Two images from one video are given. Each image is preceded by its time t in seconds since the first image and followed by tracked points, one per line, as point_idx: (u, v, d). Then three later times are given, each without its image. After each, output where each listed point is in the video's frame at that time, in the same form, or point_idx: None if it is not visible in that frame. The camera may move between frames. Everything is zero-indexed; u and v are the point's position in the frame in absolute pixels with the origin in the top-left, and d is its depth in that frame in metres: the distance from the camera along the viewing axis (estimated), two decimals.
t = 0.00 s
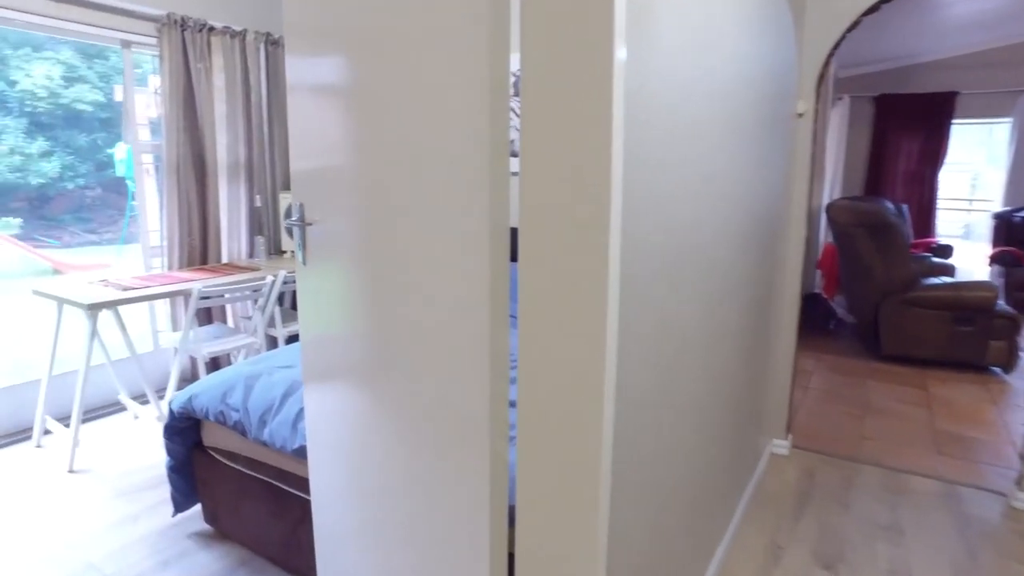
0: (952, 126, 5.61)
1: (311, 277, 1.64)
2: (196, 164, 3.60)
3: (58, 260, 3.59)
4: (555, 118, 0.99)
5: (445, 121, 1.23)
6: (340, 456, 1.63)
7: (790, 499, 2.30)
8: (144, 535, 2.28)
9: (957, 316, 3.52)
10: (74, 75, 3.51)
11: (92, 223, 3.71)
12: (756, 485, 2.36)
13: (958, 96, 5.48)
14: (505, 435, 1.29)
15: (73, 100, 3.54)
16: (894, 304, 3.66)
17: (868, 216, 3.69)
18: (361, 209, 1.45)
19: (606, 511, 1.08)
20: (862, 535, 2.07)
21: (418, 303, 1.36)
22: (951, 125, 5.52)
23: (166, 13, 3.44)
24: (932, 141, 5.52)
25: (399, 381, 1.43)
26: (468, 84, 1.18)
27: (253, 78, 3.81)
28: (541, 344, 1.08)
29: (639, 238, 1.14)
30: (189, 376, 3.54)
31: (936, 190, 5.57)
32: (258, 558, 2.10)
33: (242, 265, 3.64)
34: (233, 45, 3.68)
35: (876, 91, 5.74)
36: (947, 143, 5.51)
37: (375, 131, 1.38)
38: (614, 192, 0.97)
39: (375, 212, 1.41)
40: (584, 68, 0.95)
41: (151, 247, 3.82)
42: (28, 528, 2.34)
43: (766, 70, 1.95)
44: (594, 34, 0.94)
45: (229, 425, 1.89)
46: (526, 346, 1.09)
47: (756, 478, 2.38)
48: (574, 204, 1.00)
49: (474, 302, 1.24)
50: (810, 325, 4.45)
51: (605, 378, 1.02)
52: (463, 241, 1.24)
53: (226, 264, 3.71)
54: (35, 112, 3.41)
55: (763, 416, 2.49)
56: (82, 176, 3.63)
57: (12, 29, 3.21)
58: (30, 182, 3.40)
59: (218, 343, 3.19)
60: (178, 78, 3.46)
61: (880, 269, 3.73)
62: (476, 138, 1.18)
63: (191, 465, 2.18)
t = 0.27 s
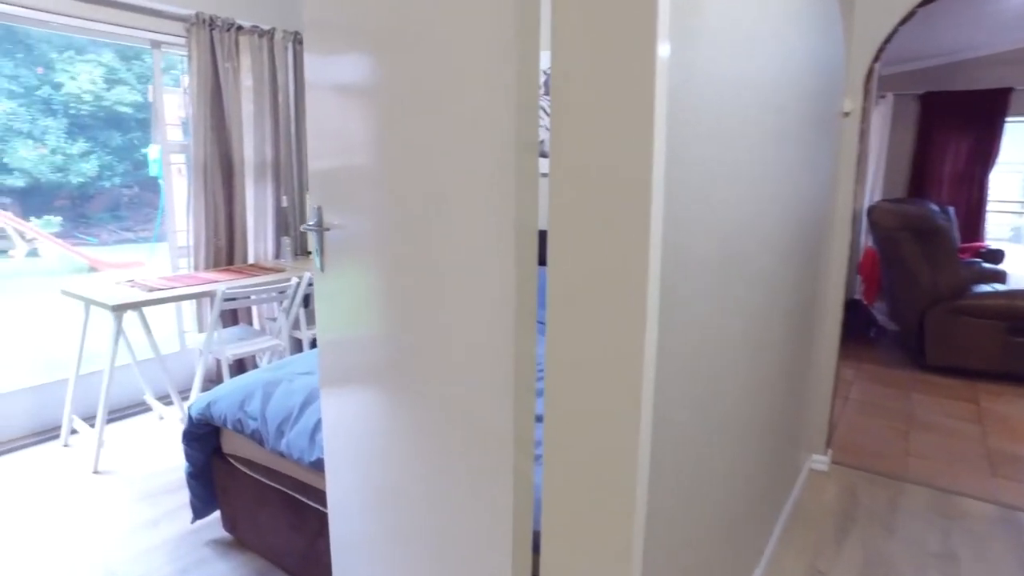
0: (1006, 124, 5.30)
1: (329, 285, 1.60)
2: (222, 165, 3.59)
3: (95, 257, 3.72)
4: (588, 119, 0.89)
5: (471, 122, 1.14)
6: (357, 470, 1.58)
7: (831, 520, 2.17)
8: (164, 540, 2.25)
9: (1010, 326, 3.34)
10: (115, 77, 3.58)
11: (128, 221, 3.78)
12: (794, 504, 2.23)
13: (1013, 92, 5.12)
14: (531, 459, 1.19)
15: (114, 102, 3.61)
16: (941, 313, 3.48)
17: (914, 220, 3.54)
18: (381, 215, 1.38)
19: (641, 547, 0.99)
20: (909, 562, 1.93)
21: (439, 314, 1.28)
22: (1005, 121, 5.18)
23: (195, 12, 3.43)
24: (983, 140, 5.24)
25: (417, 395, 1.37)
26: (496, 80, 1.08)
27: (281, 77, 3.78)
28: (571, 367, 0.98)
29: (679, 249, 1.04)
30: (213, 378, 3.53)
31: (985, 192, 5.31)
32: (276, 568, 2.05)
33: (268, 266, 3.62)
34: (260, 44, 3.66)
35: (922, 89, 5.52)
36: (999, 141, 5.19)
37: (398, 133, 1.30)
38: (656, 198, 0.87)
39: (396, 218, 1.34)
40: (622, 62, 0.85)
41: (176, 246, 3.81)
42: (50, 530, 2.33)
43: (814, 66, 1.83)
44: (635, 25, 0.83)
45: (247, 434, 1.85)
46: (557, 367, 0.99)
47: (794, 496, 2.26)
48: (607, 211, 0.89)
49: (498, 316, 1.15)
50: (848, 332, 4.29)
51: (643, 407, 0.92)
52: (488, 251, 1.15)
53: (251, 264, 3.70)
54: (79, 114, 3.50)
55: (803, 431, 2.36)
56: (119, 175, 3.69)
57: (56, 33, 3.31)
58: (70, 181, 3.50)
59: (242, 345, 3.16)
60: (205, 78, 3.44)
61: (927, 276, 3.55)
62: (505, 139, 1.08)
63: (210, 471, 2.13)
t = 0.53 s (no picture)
0: None
1: (347, 290, 1.57)
2: (246, 165, 3.58)
3: (125, 256, 3.75)
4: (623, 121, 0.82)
5: (495, 123, 1.08)
6: (376, 480, 1.54)
7: (869, 538, 2.07)
8: (181, 545, 2.23)
9: None
10: (148, 80, 3.64)
11: (160, 220, 3.82)
12: (830, 521, 2.14)
13: None
14: (555, 479, 1.13)
15: (148, 105, 3.66)
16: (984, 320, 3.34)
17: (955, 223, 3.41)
18: (402, 220, 1.33)
19: None
20: None
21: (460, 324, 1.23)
22: None
23: (220, 12, 3.42)
24: None
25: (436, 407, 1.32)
26: (523, 78, 1.02)
27: (306, 77, 3.76)
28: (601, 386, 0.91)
29: (716, 260, 0.97)
30: (235, 378, 3.52)
31: None
32: None
33: (291, 267, 3.61)
34: (285, 43, 3.64)
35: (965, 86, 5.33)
36: None
37: (420, 135, 1.25)
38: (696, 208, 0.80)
39: (417, 223, 1.29)
40: (662, 59, 0.78)
41: (201, 247, 3.91)
42: (70, 532, 2.32)
43: (857, 63, 1.73)
44: (677, 18, 0.76)
45: (264, 441, 1.81)
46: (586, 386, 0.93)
47: (829, 512, 2.16)
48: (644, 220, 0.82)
49: (523, 327, 1.09)
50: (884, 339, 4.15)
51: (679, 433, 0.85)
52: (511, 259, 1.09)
53: (274, 265, 3.70)
54: (114, 116, 3.57)
55: (839, 444, 2.26)
56: (150, 174, 3.74)
57: (92, 35, 3.38)
58: (104, 180, 3.56)
59: (264, 346, 3.14)
60: (230, 77, 3.44)
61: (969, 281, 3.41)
62: (532, 140, 1.02)
63: (228, 475, 2.11)
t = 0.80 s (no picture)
0: None
1: (369, 296, 1.53)
2: (271, 165, 3.58)
3: (155, 253, 3.84)
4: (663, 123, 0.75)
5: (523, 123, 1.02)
6: (396, 492, 1.50)
7: (911, 558, 1.97)
8: (199, 549, 2.21)
9: None
10: (179, 81, 3.67)
11: (190, 219, 3.87)
12: (869, 539, 2.04)
13: None
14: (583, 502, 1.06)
15: (179, 107, 3.70)
16: None
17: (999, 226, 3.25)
18: (426, 226, 1.28)
19: None
20: None
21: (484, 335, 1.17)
22: None
23: (246, 12, 3.42)
24: None
25: (458, 420, 1.27)
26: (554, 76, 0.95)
27: (331, 76, 3.74)
28: (634, 410, 0.84)
29: (762, 273, 0.89)
30: (259, 378, 3.52)
31: None
32: None
33: (316, 268, 3.59)
34: (311, 43, 3.63)
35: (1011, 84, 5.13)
36: None
37: (446, 137, 1.19)
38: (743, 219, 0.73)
39: (440, 226, 1.24)
40: (709, 55, 0.71)
41: (226, 246, 3.90)
42: (92, 532, 2.32)
43: (906, 59, 1.63)
44: (727, 11, 0.69)
45: (283, 447, 1.78)
46: (618, 409, 0.86)
47: (868, 529, 2.07)
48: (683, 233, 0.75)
49: (550, 339, 1.03)
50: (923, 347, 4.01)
51: (720, 464, 0.78)
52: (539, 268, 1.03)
53: (299, 265, 3.69)
54: (147, 117, 3.62)
55: (879, 459, 2.16)
56: (180, 174, 3.78)
57: (127, 38, 3.43)
58: (136, 180, 3.63)
59: (287, 347, 3.12)
60: (256, 77, 3.43)
61: (1015, 287, 3.25)
62: (563, 143, 0.96)
63: (247, 479, 2.08)
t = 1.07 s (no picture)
0: None
1: (391, 303, 1.50)
2: (298, 165, 3.58)
3: (186, 252, 3.86)
4: (705, 127, 0.70)
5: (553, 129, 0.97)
6: (417, 503, 1.46)
7: None
8: (220, 551, 2.20)
9: None
10: (211, 82, 3.69)
11: (220, 218, 3.89)
12: (911, 561, 1.95)
13: None
14: (612, 524, 1.01)
15: (210, 108, 3.72)
16: None
17: None
18: (451, 232, 1.24)
19: None
20: None
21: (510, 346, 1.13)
22: None
23: (274, 12, 3.42)
24: None
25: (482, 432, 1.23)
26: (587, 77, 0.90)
27: (358, 76, 3.72)
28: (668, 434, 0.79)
29: (810, 288, 0.83)
30: (284, 379, 3.52)
31: None
32: None
33: (341, 269, 3.59)
34: (338, 43, 3.62)
35: None
36: None
37: (473, 140, 1.15)
38: (792, 231, 0.67)
39: (465, 232, 1.20)
40: (757, 54, 0.65)
41: (253, 247, 3.95)
42: (117, 532, 2.33)
43: (958, 57, 1.54)
44: (777, 9, 0.63)
45: (304, 453, 1.76)
46: (651, 431, 0.81)
47: (910, 550, 1.97)
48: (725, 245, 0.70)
49: (579, 354, 0.99)
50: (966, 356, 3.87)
51: (763, 494, 0.73)
52: (568, 278, 0.99)
53: (325, 266, 3.69)
54: (179, 118, 3.66)
55: (921, 475, 2.07)
56: (211, 174, 3.80)
57: (161, 41, 3.46)
58: (168, 179, 3.66)
59: (311, 349, 3.11)
60: (283, 77, 3.43)
61: None
62: (596, 147, 0.90)
63: (269, 483, 2.06)
